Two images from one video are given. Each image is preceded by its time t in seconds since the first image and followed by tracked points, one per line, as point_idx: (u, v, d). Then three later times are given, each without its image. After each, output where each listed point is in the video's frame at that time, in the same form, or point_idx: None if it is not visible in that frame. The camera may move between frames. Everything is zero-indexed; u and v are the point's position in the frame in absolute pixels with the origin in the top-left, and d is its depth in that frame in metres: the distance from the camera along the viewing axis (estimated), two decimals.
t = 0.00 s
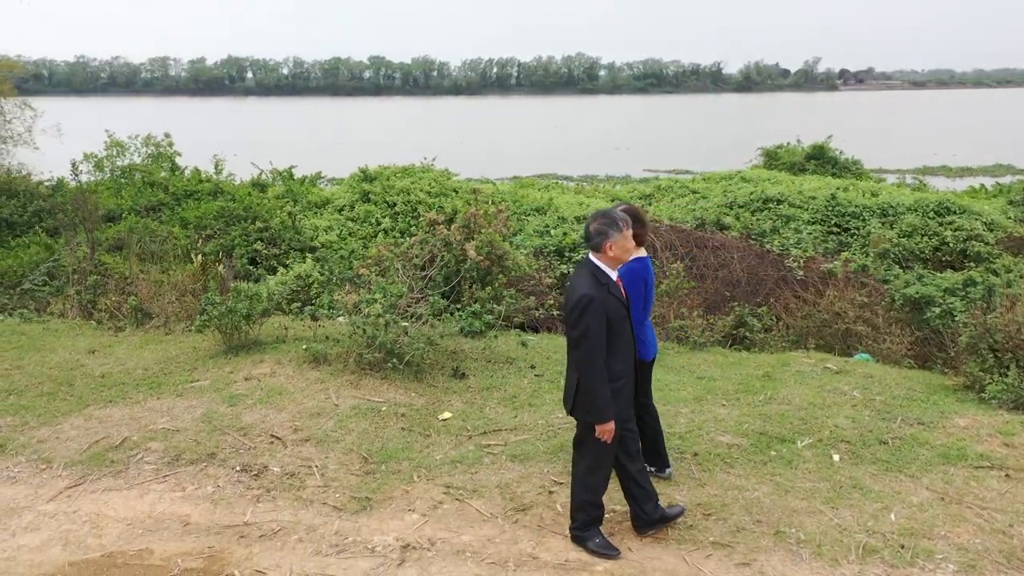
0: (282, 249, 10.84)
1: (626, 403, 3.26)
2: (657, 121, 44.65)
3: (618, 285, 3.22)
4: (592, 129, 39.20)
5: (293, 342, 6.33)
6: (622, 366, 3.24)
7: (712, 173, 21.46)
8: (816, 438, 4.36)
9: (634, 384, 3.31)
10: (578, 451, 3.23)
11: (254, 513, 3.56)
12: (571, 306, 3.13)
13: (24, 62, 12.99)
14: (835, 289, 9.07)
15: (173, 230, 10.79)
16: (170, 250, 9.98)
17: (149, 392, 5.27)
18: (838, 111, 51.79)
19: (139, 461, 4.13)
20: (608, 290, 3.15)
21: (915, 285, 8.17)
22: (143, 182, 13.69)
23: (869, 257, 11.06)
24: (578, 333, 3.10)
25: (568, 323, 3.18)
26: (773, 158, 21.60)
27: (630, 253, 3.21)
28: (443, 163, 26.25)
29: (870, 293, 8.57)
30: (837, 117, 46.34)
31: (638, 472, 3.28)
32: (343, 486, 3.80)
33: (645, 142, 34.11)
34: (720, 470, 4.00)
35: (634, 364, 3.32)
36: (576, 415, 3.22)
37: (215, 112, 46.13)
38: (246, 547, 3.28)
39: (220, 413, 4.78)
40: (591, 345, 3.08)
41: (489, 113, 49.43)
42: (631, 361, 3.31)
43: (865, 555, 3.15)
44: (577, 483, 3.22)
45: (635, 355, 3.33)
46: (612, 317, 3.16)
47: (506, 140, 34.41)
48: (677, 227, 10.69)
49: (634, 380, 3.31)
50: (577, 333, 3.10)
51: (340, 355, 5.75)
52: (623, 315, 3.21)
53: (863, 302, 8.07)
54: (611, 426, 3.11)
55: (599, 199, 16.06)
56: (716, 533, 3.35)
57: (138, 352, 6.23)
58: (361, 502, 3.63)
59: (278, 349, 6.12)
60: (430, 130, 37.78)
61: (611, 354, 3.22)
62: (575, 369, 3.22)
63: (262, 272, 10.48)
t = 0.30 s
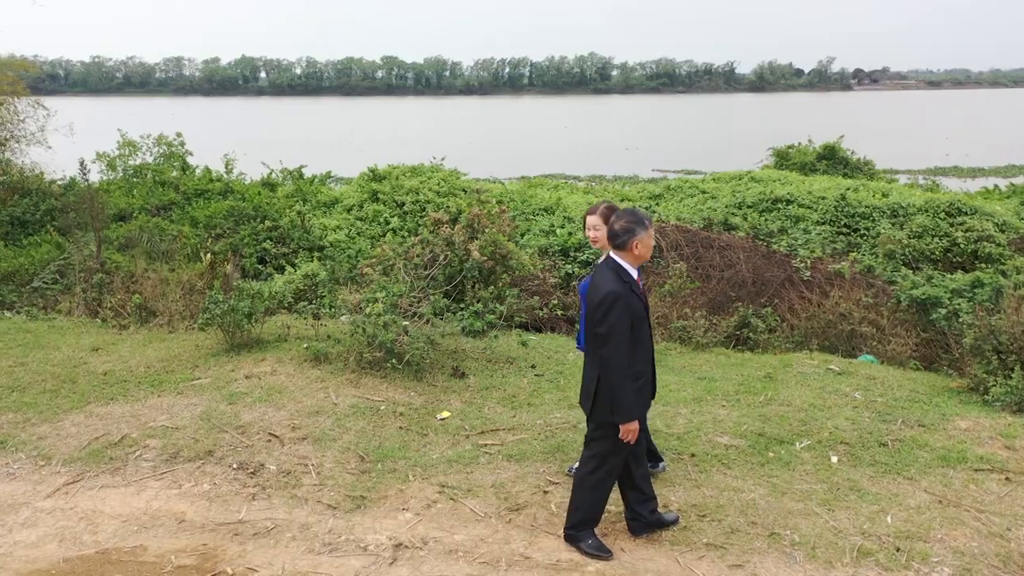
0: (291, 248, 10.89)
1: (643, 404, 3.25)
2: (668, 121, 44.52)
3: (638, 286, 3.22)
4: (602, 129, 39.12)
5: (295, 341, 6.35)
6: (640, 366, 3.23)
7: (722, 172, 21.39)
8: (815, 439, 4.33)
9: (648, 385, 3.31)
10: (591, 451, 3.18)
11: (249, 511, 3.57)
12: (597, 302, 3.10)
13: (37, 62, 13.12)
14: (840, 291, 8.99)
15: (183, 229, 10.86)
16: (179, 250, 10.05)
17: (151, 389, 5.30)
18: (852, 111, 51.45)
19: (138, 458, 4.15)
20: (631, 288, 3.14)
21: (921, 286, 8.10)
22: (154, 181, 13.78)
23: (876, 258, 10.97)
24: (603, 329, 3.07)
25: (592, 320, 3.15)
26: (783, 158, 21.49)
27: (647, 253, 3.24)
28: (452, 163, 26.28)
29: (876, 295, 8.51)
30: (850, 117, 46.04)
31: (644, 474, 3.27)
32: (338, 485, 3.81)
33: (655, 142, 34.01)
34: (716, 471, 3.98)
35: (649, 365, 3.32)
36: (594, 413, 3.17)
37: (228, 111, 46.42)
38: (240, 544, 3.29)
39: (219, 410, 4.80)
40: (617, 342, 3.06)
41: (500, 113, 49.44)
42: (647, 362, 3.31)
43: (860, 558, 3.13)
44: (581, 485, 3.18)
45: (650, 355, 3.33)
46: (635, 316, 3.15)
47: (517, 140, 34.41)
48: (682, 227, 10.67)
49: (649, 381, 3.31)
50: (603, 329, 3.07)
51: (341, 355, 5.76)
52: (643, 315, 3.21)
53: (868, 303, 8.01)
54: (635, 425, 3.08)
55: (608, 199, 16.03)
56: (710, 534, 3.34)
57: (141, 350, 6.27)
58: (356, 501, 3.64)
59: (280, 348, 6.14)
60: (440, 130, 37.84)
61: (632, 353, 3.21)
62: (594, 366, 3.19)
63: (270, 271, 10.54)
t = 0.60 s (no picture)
0: (300, 247, 10.92)
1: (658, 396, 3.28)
2: (680, 121, 44.35)
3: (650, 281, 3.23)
4: (612, 130, 39.03)
5: (293, 340, 6.36)
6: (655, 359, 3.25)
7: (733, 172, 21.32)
8: (810, 442, 4.29)
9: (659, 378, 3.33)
10: (611, 446, 3.15)
11: (239, 510, 3.58)
12: (618, 296, 3.08)
13: (50, 62, 13.22)
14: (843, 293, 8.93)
15: (191, 229, 10.93)
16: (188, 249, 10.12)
17: (149, 388, 5.32)
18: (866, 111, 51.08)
19: (132, 456, 4.17)
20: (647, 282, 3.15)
21: (925, 288, 8.03)
22: (164, 181, 13.85)
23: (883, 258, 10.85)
24: (626, 324, 3.06)
25: (609, 315, 3.13)
26: (794, 158, 21.38)
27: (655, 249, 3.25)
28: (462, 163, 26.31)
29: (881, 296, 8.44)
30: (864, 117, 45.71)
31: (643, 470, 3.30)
32: (329, 484, 3.81)
33: (666, 142, 33.92)
34: (709, 472, 3.96)
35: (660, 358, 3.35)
36: (614, 408, 3.15)
37: (242, 110, 46.62)
38: (228, 543, 3.30)
39: (215, 409, 4.81)
40: (641, 337, 3.06)
41: (512, 113, 49.43)
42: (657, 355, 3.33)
43: (849, 562, 3.10)
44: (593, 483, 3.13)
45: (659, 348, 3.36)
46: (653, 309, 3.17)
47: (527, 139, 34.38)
48: (687, 228, 10.66)
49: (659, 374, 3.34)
50: (626, 323, 3.06)
51: (338, 354, 5.77)
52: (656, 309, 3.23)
53: (871, 304, 7.95)
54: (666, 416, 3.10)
55: (616, 199, 15.98)
56: (699, 537, 3.32)
57: (141, 349, 6.30)
58: (346, 501, 3.64)
59: (278, 347, 6.16)
60: (450, 130, 37.88)
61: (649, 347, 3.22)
62: (613, 361, 3.17)
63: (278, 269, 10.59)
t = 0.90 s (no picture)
0: (306, 246, 10.93)
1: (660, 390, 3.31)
2: (692, 121, 44.20)
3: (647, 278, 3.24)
4: (622, 130, 38.95)
5: (290, 339, 6.36)
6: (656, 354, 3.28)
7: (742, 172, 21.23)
8: (801, 444, 4.26)
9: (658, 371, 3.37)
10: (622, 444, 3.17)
11: (225, 509, 3.59)
12: (624, 297, 3.06)
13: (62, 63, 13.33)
14: (843, 293, 8.90)
15: (199, 228, 11.00)
16: (196, 248, 10.18)
17: (144, 386, 5.35)
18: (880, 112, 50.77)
19: (122, 454, 4.19)
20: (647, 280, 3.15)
21: (928, 290, 7.98)
22: (174, 180, 13.93)
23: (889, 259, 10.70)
24: (634, 324, 3.05)
25: (614, 314, 3.11)
26: (804, 159, 21.27)
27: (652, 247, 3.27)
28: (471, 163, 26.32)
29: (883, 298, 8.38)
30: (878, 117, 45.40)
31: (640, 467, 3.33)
32: (316, 484, 3.82)
33: (677, 142, 33.81)
34: (698, 475, 3.94)
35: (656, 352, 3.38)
36: (621, 406, 3.17)
37: (256, 110, 46.82)
38: (212, 542, 3.30)
39: (208, 408, 4.83)
40: (649, 335, 3.06)
41: (523, 113, 49.42)
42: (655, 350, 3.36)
43: (834, 565, 3.08)
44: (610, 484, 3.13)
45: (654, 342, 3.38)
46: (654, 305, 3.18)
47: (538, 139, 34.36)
48: (690, 228, 10.62)
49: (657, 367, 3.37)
50: (633, 323, 3.05)
51: (334, 353, 5.77)
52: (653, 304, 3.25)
53: (873, 306, 7.89)
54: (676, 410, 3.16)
55: (623, 199, 15.94)
56: (683, 539, 3.30)
57: (139, 347, 6.33)
58: (332, 500, 3.64)
59: (274, 346, 6.17)
60: (461, 130, 37.88)
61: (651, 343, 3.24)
62: (619, 362, 3.16)
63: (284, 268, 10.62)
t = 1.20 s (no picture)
0: (313, 245, 10.96)
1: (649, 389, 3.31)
2: (704, 121, 44.03)
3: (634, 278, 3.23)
4: (633, 130, 38.86)
5: (285, 338, 6.38)
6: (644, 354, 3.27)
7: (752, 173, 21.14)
8: (790, 446, 4.24)
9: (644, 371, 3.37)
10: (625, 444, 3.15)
11: (209, 507, 3.60)
12: (618, 297, 3.04)
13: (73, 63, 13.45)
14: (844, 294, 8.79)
15: (206, 228, 11.05)
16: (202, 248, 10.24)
17: (137, 384, 5.38)
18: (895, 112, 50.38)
19: (111, 452, 4.21)
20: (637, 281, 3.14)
21: (930, 291, 7.90)
22: (183, 179, 14.01)
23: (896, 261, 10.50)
24: (628, 323, 3.03)
25: (606, 314, 3.09)
26: (814, 159, 21.16)
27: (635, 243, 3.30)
28: (480, 163, 26.32)
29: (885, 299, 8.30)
30: (892, 117, 45.07)
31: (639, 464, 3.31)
32: (301, 482, 3.82)
33: (687, 142, 33.69)
34: (683, 476, 3.93)
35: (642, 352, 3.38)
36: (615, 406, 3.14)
37: (270, 110, 47.01)
38: (194, 539, 3.32)
39: (199, 406, 4.85)
40: (643, 335, 3.05)
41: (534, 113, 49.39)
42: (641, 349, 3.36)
43: (813, 569, 3.06)
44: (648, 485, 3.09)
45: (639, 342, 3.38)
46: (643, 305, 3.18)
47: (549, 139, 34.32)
48: (691, 228, 10.52)
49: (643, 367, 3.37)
50: (626, 322, 3.04)
51: (327, 352, 5.78)
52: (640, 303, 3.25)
53: (873, 308, 7.84)
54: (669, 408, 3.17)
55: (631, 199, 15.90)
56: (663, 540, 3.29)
57: (136, 345, 6.36)
58: (315, 498, 3.65)
59: (269, 345, 6.19)
60: (471, 130, 37.91)
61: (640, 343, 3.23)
62: (611, 361, 3.14)
63: (291, 267, 10.65)
